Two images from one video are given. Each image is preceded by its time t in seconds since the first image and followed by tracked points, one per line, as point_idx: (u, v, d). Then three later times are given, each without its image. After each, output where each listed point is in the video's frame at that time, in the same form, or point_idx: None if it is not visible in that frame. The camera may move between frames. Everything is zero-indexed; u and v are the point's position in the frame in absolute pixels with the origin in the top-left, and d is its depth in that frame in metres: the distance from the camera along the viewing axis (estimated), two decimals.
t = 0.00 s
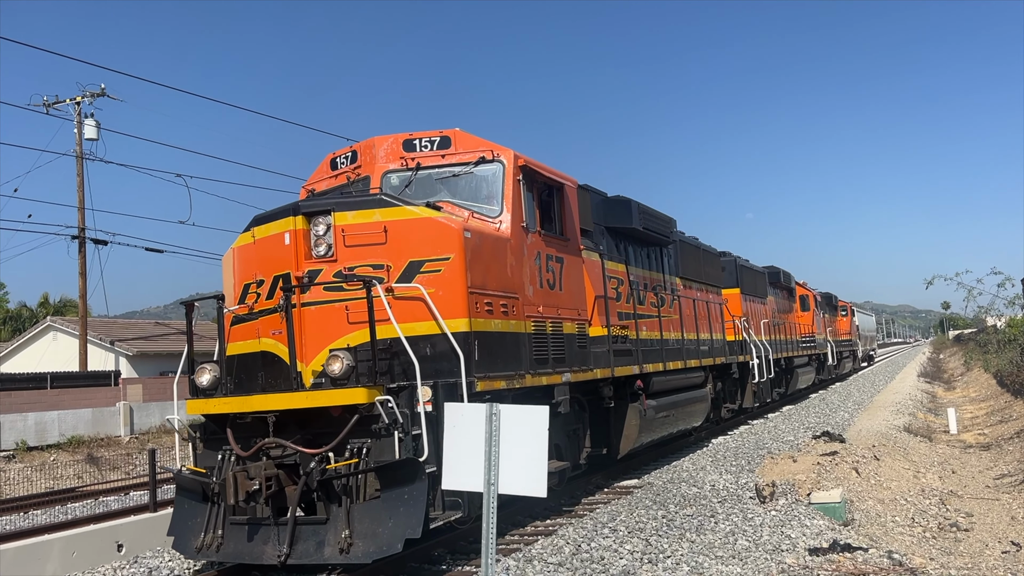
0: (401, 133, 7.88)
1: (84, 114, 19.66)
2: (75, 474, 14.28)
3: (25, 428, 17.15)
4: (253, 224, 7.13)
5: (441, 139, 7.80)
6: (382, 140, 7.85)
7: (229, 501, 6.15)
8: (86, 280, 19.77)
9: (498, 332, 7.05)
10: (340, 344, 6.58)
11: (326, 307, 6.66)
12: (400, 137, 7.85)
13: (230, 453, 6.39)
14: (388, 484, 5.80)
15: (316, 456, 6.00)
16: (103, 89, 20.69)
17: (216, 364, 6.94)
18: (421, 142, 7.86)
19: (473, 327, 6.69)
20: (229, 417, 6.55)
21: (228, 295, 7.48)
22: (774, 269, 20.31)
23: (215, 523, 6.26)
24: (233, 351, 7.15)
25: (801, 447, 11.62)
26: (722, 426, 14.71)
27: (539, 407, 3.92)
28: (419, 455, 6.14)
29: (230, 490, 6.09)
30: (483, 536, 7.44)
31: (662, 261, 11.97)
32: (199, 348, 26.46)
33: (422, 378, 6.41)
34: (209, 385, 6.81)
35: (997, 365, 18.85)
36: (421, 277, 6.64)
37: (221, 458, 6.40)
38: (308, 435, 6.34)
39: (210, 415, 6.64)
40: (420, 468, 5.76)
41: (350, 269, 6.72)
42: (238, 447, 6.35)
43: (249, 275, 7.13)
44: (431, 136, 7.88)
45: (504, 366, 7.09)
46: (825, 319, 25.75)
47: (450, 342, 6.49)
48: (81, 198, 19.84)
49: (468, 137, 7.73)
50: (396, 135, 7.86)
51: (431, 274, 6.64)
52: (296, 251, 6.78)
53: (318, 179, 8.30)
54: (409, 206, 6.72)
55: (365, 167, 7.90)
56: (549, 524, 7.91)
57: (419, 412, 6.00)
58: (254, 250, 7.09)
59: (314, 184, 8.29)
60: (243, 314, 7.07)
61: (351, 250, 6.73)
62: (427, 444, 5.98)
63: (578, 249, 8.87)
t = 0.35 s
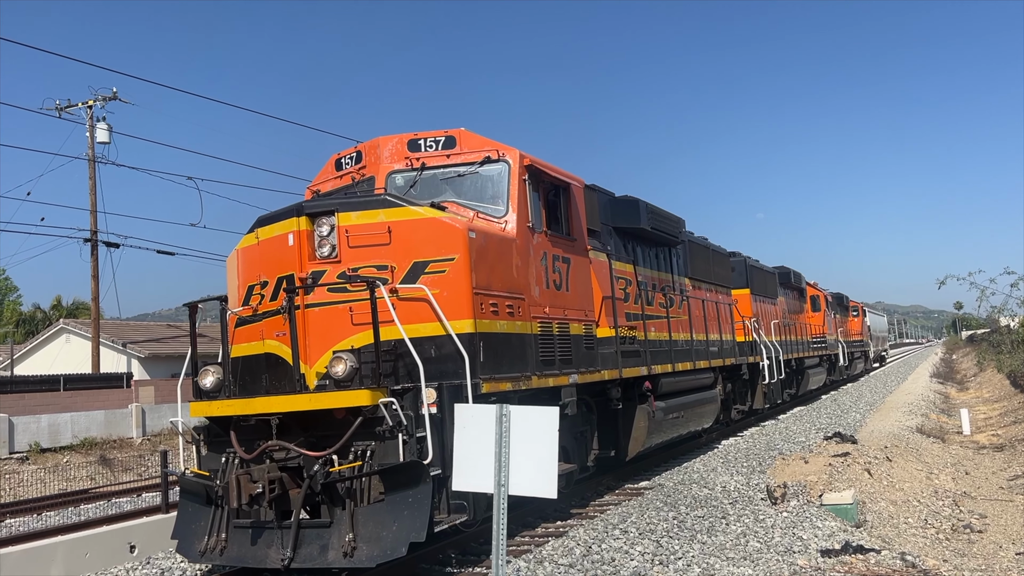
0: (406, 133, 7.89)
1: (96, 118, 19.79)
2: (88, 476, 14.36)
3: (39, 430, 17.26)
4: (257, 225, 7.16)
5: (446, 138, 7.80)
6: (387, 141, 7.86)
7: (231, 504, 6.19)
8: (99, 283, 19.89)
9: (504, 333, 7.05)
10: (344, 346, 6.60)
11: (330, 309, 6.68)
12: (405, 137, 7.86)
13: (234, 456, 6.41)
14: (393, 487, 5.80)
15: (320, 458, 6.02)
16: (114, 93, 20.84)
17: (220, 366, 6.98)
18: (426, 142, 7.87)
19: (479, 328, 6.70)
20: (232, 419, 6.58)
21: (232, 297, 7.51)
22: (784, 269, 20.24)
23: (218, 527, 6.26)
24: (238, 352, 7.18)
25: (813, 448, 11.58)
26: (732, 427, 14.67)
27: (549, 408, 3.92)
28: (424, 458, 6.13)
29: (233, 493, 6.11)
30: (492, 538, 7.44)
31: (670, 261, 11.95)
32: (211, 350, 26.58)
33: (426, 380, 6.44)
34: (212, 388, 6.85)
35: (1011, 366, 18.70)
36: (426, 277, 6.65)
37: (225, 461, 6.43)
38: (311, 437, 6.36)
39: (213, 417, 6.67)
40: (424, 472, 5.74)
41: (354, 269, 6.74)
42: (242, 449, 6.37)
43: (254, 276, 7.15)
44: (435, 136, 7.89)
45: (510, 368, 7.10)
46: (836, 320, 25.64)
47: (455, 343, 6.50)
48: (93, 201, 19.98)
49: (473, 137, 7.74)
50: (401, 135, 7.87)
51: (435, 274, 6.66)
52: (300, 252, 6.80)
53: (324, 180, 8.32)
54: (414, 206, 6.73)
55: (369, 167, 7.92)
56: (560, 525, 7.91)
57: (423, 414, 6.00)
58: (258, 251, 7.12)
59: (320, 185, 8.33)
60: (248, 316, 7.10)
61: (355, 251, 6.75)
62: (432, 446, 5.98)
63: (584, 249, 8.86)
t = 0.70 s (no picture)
0: (416, 134, 7.91)
1: (110, 121, 19.95)
2: (102, 477, 14.45)
3: (54, 431, 17.40)
4: (268, 227, 7.20)
5: (456, 140, 7.82)
6: (397, 142, 7.89)
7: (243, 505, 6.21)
8: (113, 285, 20.03)
9: (515, 334, 7.05)
10: (355, 347, 6.62)
11: (341, 310, 6.70)
12: (415, 138, 7.88)
13: (246, 458, 6.44)
14: (404, 488, 5.82)
15: (331, 460, 6.04)
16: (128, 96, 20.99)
17: (232, 368, 7.02)
18: (437, 143, 7.89)
19: (489, 329, 6.70)
20: (244, 420, 6.60)
21: (244, 299, 7.54)
22: (796, 270, 20.14)
23: (230, 528, 6.30)
24: (249, 354, 7.21)
25: (826, 449, 11.52)
26: (745, 429, 14.60)
27: (561, 409, 3.92)
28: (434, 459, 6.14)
29: (244, 495, 6.11)
30: (505, 539, 7.44)
31: (682, 262, 11.91)
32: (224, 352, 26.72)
33: (437, 381, 6.44)
34: (224, 389, 6.88)
35: None
36: (436, 278, 6.67)
37: (236, 462, 6.46)
38: (323, 438, 6.38)
39: (225, 419, 6.70)
40: (434, 473, 5.75)
41: (365, 271, 6.76)
42: (253, 451, 6.40)
43: (265, 278, 7.19)
44: (446, 137, 7.90)
45: (521, 369, 7.09)
46: (849, 321, 25.48)
47: (465, 344, 6.51)
48: (108, 203, 20.13)
49: (484, 138, 7.75)
50: (411, 137, 7.89)
51: (446, 275, 6.67)
52: (311, 253, 6.83)
53: (335, 182, 8.36)
54: (424, 207, 6.75)
55: (380, 169, 7.95)
56: (572, 527, 7.89)
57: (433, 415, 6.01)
58: (269, 253, 7.16)
59: (332, 187, 8.37)
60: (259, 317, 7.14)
61: (366, 253, 6.78)
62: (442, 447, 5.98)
63: (595, 250, 8.84)
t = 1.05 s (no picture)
0: (428, 136, 7.93)
1: (124, 123, 20.07)
2: (116, 477, 14.54)
3: (68, 431, 17.52)
4: (281, 229, 7.22)
5: (467, 141, 7.83)
6: (409, 143, 7.90)
7: (255, 507, 6.25)
8: (127, 286, 20.16)
9: (526, 335, 7.05)
10: (367, 348, 6.64)
11: (353, 311, 6.72)
12: (426, 140, 7.89)
13: (258, 458, 6.47)
14: (416, 489, 5.82)
15: (343, 461, 6.06)
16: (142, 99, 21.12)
17: (244, 369, 7.05)
18: (448, 144, 7.90)
19: (501, 330, 6.70)
20: (256, 421, 6.63)
21: (256, 300, 7.57)
22: (809, 270, 20.04)
23: (242, 529, 6.32)
24: (262, 355, 7.24)
25: (839, 451, 11.46)
26: (757, 430, 14.53)
27: (574, 411, 3.91)
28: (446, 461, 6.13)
29: (257, 495, 6.15)
30: (517, 540, 7.44)
31: (693, 262, 11.88)
32: (236, 353, 26.83)
33: (449, 382, 6.44)
34: (237, 390, 6.92)
35: None
36: (448, 279, 6.67)
37: (249, 463, 6.48)
38: (335, 439, 6.40)
39: (237, 419, 6.72)
40: (446, 474, 5.76)
41: (377, 272, 6.78)
42: (266, 451, 6.42)
43: (277, 279, 7.21)
44: (457, 138, 7.91)
45: (532, 370, 7.10)
46: (862, 321, 25.34)
47: (477, 345, 6.51)
48: (121, 205, 20.27)
49: (495, 139, 7.76)
50: (423, 138, 7.91)
51: (458, 276, 6.68)
52: (323, 255, 6.85)
53: (347, 183, 8.38)
54: (436, 208, 6.76)
55: (391, 170, 7.96)
56: (584, 528, 7.88)
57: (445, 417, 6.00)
58: (282, 254, 7.18)
59: (343, 188, 8.40)
60: (272, 318, 7.17)
61: (378, 254, 6.80)
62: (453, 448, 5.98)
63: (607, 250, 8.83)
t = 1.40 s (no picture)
0: (437, 137, 7.93)
1: (134, 125, 20.18)
2: (127, 477, 14.60)
3: (79, 431, 17.61)
4: (291, 229, 7.24)
5: (476, 141, 7.83)
6: (418, 144, 7.91)
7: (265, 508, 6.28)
8: (137, 287, 20.26)
9: (535, 336, 7.05)
10: (376, 349, 6.65)
11: (362, 312, 6.74)
12: (436, 141, 7.90)
13: (268, 459, 6.48)
14: (425, 490, 5.83)
15: (352, 462, 6.09)
16: (152, 101, 21.22)
17: (254, 369, 7.08)
18: (457, 145, 7.90)
19: (510, 331, 6.70)
20: (266, 421, 6.64)
21: (266, 301, 7.59)
22: (818, 270, 19.96)
23: (252, 529, 6.34)
24: (271, 356, 7.26)
25: (850, 452, 11.41)
26: (767, 432, 14.49)
27: (583, 411, 3.91)
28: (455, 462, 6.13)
29: (268, 495, 6.15)
30: (527, 541, 7.44)
31: (703, 263, 11.85)
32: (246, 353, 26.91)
33: (458, 383, 6.45)
34: (246, 390, 6.94)
35: None
36: (457, 280, 6.68)
37: (259, 463, 6.50)
38: (344, 440, 6.42)
39: (247, 419, 6.73)
40: (455, 474, 5.77)
41: (386, 273, 6.79)
42: (276, 452, 6.44)
43: (287, 280, 7.23)
44: (466, 139, 7.92)
45: (542, 372, 7.09)
46: (872, 322, 25.23)
47: (486, 346, 6.51)
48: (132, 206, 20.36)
49: (505, 140, 7.76)
50: (432, 139, 7.91)
51: (467, 277, 6.68)
52: (333, 256, 6.87)
53: (357, 184, 8.40)
54: (445, 209, 6.77)
55: (401, 171, 7.97)
56: (593, 529, 7.87)
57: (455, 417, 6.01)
58: (292, 255, 7.20)
59: (353, 189, 8.41)
60: (282, 319, 7.19)
61: (387, 255, 6.81)
62: (463, 449, 5.98)
63: (616, 251, 8.82)
